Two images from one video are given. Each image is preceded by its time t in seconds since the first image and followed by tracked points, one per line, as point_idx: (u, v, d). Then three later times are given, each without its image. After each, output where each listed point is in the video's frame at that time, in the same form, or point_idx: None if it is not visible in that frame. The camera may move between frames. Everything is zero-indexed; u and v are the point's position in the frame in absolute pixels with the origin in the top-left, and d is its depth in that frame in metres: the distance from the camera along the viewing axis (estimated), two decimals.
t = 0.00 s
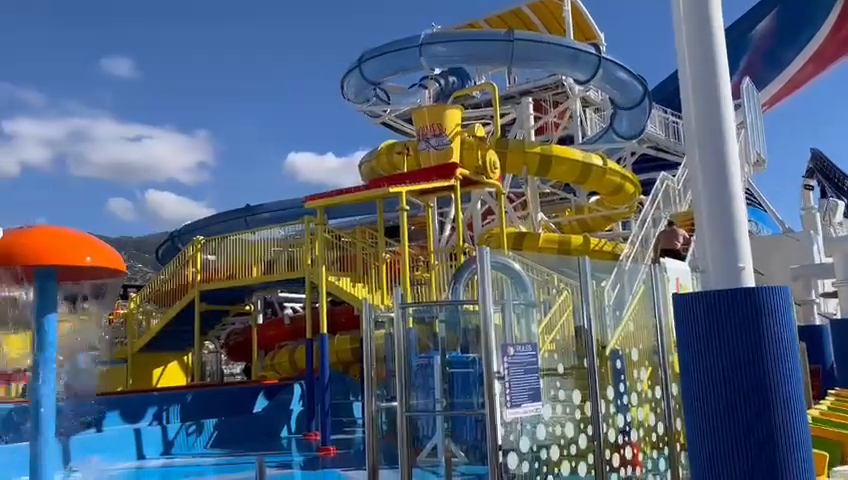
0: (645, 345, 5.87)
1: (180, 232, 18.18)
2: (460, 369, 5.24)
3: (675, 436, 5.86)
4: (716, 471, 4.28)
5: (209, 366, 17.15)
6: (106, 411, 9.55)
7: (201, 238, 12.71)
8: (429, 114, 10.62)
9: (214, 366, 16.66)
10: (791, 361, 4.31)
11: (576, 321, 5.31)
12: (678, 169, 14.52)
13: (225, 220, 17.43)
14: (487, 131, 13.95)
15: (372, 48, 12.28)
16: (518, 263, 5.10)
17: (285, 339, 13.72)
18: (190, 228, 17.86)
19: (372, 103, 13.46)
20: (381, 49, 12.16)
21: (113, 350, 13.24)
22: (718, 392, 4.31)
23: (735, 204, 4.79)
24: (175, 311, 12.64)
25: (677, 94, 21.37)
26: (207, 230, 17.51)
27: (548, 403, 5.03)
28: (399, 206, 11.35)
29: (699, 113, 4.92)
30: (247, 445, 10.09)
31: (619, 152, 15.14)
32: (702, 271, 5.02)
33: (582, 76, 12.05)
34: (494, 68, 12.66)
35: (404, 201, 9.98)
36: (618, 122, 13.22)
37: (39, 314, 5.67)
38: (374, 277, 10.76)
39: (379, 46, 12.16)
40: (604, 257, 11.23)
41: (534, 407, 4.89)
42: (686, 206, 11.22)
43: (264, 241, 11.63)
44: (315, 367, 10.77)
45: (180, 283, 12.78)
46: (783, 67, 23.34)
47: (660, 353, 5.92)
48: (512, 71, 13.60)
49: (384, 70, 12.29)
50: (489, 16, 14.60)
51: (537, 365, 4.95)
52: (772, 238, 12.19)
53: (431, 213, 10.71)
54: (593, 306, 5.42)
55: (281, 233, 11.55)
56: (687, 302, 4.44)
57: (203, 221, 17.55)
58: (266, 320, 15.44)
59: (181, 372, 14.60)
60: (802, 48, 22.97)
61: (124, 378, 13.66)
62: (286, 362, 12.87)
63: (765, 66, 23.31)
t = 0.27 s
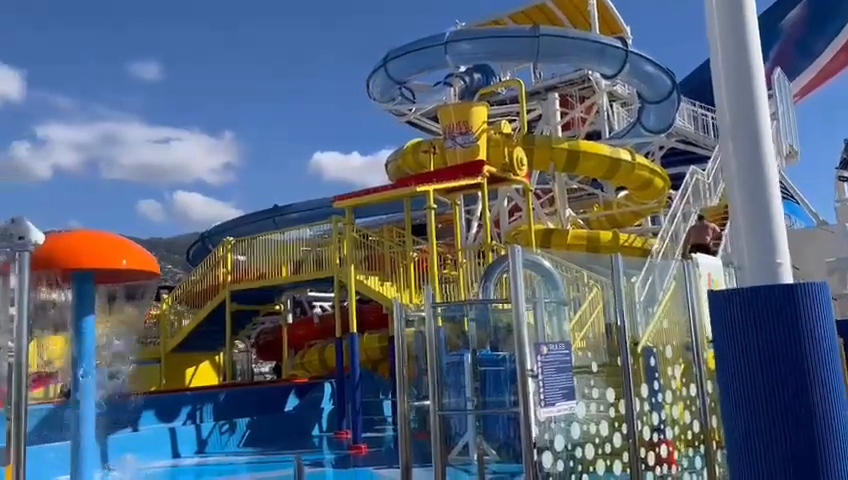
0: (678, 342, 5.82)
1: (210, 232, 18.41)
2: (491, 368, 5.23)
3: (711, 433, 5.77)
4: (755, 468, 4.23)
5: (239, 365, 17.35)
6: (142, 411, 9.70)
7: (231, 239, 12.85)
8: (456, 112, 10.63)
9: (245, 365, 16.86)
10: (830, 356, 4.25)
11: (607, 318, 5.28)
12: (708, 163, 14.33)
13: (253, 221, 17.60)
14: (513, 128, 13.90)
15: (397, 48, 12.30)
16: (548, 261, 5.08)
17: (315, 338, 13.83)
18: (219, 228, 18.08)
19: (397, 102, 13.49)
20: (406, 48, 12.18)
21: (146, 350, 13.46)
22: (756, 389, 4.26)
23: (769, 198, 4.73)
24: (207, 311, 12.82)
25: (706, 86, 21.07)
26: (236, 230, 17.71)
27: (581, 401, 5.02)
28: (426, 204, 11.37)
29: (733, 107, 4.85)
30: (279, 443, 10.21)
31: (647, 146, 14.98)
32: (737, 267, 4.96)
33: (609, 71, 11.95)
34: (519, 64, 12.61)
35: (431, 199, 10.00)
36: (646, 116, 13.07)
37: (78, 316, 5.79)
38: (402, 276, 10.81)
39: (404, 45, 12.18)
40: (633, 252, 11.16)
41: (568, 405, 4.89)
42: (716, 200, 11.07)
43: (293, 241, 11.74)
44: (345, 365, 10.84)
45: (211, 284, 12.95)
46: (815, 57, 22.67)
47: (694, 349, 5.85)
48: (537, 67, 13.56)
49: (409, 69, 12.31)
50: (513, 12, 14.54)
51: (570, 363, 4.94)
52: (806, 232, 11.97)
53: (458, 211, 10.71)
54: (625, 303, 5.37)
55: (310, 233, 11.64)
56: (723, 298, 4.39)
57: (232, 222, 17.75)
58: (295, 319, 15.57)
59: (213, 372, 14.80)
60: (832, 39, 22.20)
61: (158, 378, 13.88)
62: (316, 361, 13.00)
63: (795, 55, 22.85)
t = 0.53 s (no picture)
0: (717, 338, 5.73)
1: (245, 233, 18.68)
2: (526, 364, 5.24)
3: (753, 431, 5.67)
4: (800, 465, 4.16)
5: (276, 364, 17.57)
6: (182, 409, 9.87)
7: (266, 239, 13.02)
8: (487, 109, 10.60)
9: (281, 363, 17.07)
10: None
11: (643, 314, 5.23)
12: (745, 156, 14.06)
13: (287, 221, 17.80)
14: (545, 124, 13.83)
15: (427, 46, 12.32)
16: (584, 258, 5.07)
17: (349, 336, 13.94)
18: (254, 229, 18.32)
19: (428, 101, 13.52)
20: (437, 47, 12.19)
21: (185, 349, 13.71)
22: (799, 385, 4.19)
23: (812, 189, 4.64)
24: (244, 311, 13.02)
25: (742, 78, 20.68)
26: (270, 231, 17.93)
27: (620, 399, 4.99)
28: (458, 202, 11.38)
29: (772, 99, 4.76)
30: (316, 441, 10.33)
31: (682, 140, 14.77)
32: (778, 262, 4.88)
33: (641, 65, 11.82)
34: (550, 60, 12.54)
35: (463, 197, 10.00)
36: (680, 109, 12.88)
37: (122, 315, 5.90)
38: (435, 274, 10.74)
39: (434, 44, 12.20)
40: (669, 247, 11.04)
41: (607, 403, 4.87)
42: (754, 193, 10.87)
43: (326, 241, 11.85)
44: (379, 364, 10.92)
45: (247, 284, 13.13)
46: None
47: (734, 346, 5.77)
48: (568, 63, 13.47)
49: (439, 67, 12.33)
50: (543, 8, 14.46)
51: (608, 360, 4.93)
52: None
53: (490, 209, 10.70)
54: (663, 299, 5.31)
55: (343, 233, 11.74)
56: (764, 293, 4.33)
57: (267, 222, 17.97)
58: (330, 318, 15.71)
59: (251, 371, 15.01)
60: None
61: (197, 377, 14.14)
62: (350, 359, 13.17)
63: (832, 44, 22.14)
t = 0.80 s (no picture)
0: (766, 334, 5.61)
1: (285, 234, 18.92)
2: (569, 362, 5.18)
3: (804, 428, 5.54)
4: None
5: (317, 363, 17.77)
6: (228, 407, 10.00)
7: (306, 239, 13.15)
8: (524, 105, 10.54)
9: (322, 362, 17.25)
10: None
11: (687, 310, 5.16)
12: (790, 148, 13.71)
13: (327, 221, 17.97)
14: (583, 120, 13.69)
15: (463, 44, 12.31)
16: (626, 254, 5.01)
17: (389, 334, 14.03)
18: (294, 230, 18.54)
19: (465, 98, 13.51)
20: (473, 44, 12.17)
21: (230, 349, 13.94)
22: None
23: None
24: (286, 311, 13.20)
25: (786, 69, 20.18)
26: (310, 231, 18.14)
27: (665, 396, 4.93)
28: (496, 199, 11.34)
29: (819, 89, 4.65)
30: (359, 439, 10.43)
31: (724, 132, 14.48)
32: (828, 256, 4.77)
33: (682, 57, 11.63)
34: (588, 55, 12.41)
35: (502, 194, 9.97)
36: (722, 101, 12.61)
37: (168, 318, 6.08)
38: (474, 271, 10.73)
39: (470, 42, 12.19)
40: (712, 242, 10.86)
41: (652, 400, 4.82)
42: (801, 185, 10.58)
43: (365, 240, 11.93)
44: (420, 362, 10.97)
45: (288, 284, 13.30)
46: None
47: (783, 342, 5.64)
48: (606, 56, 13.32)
49: (476, 65, 12.31)
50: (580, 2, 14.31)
51: (653, 357, 4.88)
52: None
53: (529, 205, 10.64)
54: (708, 295, 5.22)
55: (381, 232, 11.80)
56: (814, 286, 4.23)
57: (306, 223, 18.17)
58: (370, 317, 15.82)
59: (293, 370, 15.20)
60: None
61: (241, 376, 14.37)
62: (390, 357, 13.37)
63: None
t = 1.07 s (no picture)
0: (821, 330, 5.45)
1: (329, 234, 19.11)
2: (616, 360, 5.11)
3: None
4: None
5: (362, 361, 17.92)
6: (276, 406, 10.11)
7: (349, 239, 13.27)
8: (566, 100, 10.44)
9: (367, 360, 17.38)
10: None
11: (737, 305, 5.05)
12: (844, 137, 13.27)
13: (369, 221, 18.09)
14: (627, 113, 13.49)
15: (502, 41, 12.26)
16: (674, 249, 4.92)
17: (433, 332, 14.07)
18: (338, 230, 18.71)
19: (505, 95, 13.47)
20: (512, 40, 12.12)
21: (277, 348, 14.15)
22: None
23: None
24: (331, 310, 13.36)
25: (838, 55, 19.53)
26: (353, 231, 18.28)
27: (716, 393, 4.82)
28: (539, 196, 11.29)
29: None
30: (404, 436, 10.49)
31: (774, 123, 14.10)
32: None
33: (729, 46, 11.37)
34: (630, 47, 12.22)
35: (545, 190, 9.88)
36: (771, 91, 12.26)
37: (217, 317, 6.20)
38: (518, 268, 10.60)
39: (509, 39, 12.15)
40: (763, 236, 10.59)
41: (702, 397, 4.73)
42: None
43: (408, 239, 12.00)
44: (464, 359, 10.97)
45: (333, 283, 13.43)
46: None
47: (839, 337, 5.50)
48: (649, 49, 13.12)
49: (516, 61, 12.25)
50: None
51: (703, 353, 4.79)
52: None
53: (572, 201, 10.53)
54: (760, 289, 5.10)
55: (422, 230, 11.85)
56: None
57: (349, 222, 18.33)
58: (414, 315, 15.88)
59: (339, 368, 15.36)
60: None
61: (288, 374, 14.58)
62: (434, 355, 13.42)
63: None
